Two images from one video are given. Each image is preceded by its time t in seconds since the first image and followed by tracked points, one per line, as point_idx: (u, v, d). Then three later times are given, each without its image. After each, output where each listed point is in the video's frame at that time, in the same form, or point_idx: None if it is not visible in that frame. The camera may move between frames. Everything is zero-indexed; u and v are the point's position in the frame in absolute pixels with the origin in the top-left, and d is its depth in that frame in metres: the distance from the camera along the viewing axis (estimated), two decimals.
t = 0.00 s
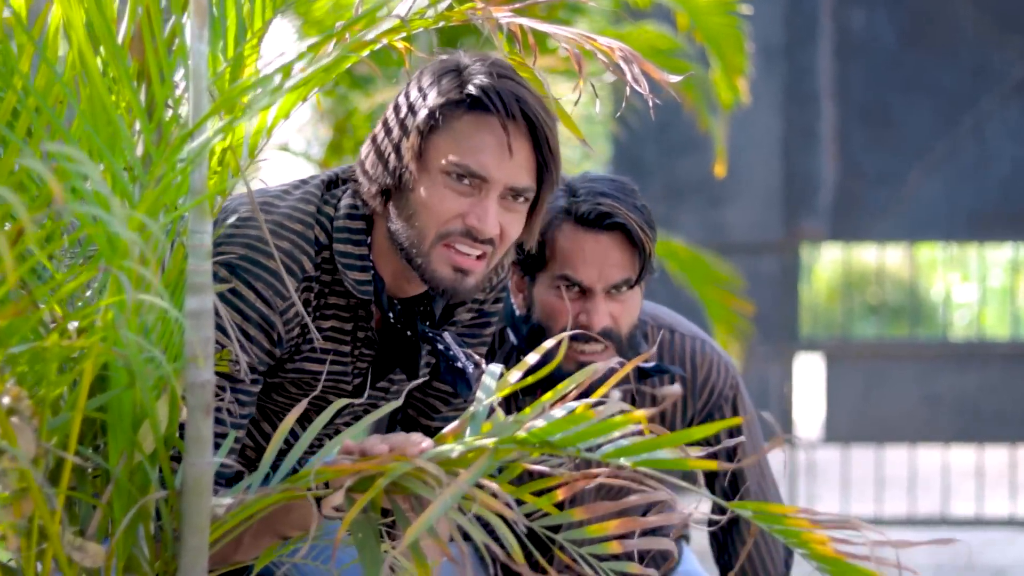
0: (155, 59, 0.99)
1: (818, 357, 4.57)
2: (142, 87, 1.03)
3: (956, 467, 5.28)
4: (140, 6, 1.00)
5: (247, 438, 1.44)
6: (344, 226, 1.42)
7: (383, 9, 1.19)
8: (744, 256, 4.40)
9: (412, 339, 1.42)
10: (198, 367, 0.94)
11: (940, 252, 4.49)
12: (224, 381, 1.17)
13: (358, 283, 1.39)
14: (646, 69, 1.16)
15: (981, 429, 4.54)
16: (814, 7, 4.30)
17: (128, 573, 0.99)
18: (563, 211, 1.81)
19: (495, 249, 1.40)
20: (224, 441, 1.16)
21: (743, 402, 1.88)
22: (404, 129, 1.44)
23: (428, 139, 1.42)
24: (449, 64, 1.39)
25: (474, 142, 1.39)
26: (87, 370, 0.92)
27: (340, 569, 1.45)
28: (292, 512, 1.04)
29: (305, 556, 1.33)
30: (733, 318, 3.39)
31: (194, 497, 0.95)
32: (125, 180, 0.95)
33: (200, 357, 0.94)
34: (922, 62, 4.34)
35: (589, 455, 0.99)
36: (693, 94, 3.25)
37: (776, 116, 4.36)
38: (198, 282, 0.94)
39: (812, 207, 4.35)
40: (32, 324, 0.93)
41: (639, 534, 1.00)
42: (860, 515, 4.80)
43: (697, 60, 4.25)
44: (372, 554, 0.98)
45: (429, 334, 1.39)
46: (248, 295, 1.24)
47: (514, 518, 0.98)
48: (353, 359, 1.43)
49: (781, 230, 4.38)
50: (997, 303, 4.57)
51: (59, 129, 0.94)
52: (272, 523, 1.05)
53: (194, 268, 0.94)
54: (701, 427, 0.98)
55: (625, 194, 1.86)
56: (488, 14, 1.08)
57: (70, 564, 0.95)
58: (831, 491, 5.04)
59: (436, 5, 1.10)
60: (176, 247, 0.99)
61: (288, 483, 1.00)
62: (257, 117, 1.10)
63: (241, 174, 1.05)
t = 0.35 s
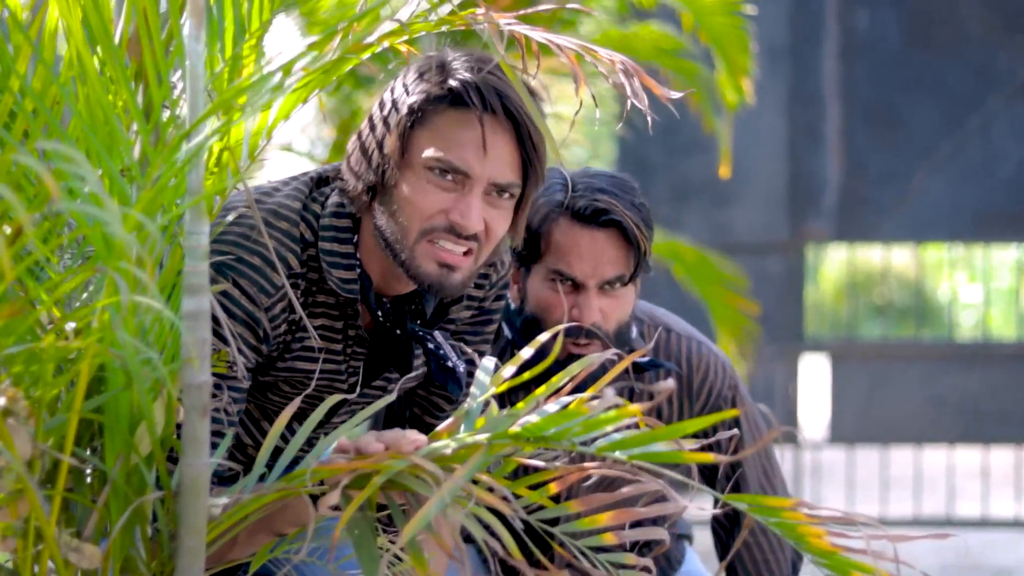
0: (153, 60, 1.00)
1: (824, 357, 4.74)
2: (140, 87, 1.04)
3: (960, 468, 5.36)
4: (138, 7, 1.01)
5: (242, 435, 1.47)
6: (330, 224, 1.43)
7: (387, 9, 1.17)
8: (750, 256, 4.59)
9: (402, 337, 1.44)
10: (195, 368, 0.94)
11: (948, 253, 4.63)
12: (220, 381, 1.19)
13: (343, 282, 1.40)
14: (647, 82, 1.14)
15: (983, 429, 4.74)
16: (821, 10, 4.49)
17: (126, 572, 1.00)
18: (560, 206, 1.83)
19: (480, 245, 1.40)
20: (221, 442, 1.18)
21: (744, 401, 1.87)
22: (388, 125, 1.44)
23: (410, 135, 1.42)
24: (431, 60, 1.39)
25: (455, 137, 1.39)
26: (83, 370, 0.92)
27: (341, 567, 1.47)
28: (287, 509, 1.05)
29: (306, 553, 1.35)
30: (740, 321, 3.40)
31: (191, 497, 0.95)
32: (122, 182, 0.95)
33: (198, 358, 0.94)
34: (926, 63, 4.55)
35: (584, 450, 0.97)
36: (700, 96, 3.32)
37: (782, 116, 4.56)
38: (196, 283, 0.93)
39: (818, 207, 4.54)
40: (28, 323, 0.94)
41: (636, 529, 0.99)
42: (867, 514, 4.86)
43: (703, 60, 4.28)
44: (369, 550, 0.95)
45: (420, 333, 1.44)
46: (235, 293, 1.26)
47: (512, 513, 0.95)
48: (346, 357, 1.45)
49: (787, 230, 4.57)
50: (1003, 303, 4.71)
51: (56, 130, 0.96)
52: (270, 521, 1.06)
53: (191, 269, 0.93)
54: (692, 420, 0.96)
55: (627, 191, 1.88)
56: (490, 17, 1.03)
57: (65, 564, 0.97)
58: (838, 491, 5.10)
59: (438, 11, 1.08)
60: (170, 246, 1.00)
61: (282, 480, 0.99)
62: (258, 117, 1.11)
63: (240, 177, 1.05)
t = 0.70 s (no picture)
0: (152, 58, 1.00)
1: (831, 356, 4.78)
2: (140, 86, 1.04)
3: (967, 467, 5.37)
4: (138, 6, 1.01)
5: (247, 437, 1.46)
6: (346, 227, 1.41)
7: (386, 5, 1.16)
8: (756, 256, 4.65)
9: (415, 341, 1.45)
10: (194, 367, 0.93)
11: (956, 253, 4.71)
12: (221, 382, 1.20)
13: (360, 285, 1.39)
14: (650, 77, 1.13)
15: (991, 430, 4.78)
16: (827, 10, 4.59)
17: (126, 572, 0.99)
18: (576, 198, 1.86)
19: (503, 251, 1.40)
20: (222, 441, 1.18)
21: (728, 395, 1.94)
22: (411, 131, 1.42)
23: (435, 140, 1.40)
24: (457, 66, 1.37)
25: (481, 143, 1.37)
26: (82, 369, 0.92)
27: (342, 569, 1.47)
28: (289, 511, 1.05)
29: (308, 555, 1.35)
30: (745, 321, 3.39)
31: (189, 498, 0.95)
32: (121, 180, 0.95)
33: (197, 356, 0.93)
34: (932, 64, 4.59)
35: (589, 460, 0.96)
36: (706, 94, 3.32)
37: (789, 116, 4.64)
38: (196, 281, 0.93)
39: (825, 207, 4.61)
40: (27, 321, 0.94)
41: (638, 537, 0.99)
42: (873, 515, 4.87)
43: (708, 58, 4.29)
44: (372, 555, 0.94)
45: (433, 337, 1.46)
46: (246, 293, 1.25)
47: (515, 520, 0.93)
48: (356, 360, 1.44)
49: (795, 229, 4.62)
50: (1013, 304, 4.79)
51: (56, 129, 0.96)
52: (271, 523, 1.06)
53: (191, 268, 0.93)
54: (697, 428, 0.95)
55: (653, 211, 1.91)
56: (490, 13, 1.02)
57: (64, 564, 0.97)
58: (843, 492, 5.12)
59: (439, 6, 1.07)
60: (171, 244, 1.00)
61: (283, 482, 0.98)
62: (259, 114, 1.10)
63: (239, 177, 1.04)
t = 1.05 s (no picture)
0: (153, 55, 0.99)
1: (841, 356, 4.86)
2: (139, 82, 1.03)
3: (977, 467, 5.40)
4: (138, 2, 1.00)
5: (249, 433, 1.46)
6: (345, 223, 1.40)
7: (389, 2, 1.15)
8: (767, 256, 4.71)
9: (417, 336, 1.44)
10: (194, 365, 0.93)
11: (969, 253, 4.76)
12: (223, 379, 1.19)
13: (359, 281, 1.38)
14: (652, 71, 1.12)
15: (999, 430, 4.82)
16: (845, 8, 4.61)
17: (126, 571, 0.99)
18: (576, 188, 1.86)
19: (503, 246, 1.39)
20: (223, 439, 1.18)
21: (738, 394, 1.96)
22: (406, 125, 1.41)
23: (432, 134, 1.39)
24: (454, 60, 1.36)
25: (478, 138, 1.36)
26: (82, 367, 0.92)
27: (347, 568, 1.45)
28: (291, 510, 1.03)
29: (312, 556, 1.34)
30: (750, 320, 3.37)
31: (189, 496, 0.94)
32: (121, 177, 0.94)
33: (198, 354, 0.93)
34: (940, 63, 4.64)
35: (592, 462, 0.95)
36: (716, 92, 3.30)
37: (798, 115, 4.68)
38: (197, 278, 0.92)
39: (835, 206, 4.66)
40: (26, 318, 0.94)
41: (640, 539, 0.98)
42: (882, 515, 4.90)
43: (717, 56, 4.29)
44: (375, 555, 0.94)
45: (435, 331, 1.44)
46: (244, 290, 1.24)
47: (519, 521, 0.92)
48: (358, 356, 1.44)
49: (804, 227, 4.69)
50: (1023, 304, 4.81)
51: (55, 127, 0.95)
52: (274, 518, 1.04)
53: (191, 265, 0.92)
54: (705, 435, 0.94)
55: (654, 198, 1.91)
56: (491, 10, 1.01)
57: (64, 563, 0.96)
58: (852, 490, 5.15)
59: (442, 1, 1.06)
60: (169, 239, 0.99)
61: (285, 481, 0.98)
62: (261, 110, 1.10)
63: (239, 173, 1.04)
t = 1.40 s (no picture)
0: (157, 54, 0.99)
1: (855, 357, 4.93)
2: (144, 82, 1.03)
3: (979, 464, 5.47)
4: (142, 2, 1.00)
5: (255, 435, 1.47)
6: (349, 225, 1.41)
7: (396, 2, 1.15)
8: (778, 255, 4.74)
9: (425, 337, 1.44)
10: (199, 366, 0.92)
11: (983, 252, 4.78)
12: (227, 381, 1.19)
13: (364, 283, 1.38)
14: (661, 76, 1.12)
15: (1011, 428, 4.90)
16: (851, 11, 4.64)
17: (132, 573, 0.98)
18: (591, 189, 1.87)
19: (512, 251, 1.38)
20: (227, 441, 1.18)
21: (755, 405, 2.01)
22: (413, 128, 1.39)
23: (440, 139, 1.37)
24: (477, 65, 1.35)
25: (487, 143, 1.35)
26: (87, 367, 0.91)
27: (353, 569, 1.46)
28: (296, 513, 1.03)
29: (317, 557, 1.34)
30: (763, 320, 3.43)
31: (194, 497, 0.93)
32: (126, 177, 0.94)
33: (204, 354, 0.92)
34: (928, 63, 4.67)
35: (599, 472, 0.95)
36: (728, 93, 3.35)
37: (813, 114, 4.71)
38: (201, 278, 0.91)
39: (847, 205, 4.69)
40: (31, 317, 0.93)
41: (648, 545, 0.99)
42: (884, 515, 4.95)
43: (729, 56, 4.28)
44: (382, 561, 0.94)
45: (441, 333, 1.45)
46: (246, 291, 1.25)
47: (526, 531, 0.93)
48: (362, 358, 1.45)
49: (818, 226, 4.72)
50: None
51: (60, 127, 0.94)
52: (279, 521, 1.05)
53: (195, 265, 0.91)
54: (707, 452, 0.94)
55: (671, 199, 1.92)
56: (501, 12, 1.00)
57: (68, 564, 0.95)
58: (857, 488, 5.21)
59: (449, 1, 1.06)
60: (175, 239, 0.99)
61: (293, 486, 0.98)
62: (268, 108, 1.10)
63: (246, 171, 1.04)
